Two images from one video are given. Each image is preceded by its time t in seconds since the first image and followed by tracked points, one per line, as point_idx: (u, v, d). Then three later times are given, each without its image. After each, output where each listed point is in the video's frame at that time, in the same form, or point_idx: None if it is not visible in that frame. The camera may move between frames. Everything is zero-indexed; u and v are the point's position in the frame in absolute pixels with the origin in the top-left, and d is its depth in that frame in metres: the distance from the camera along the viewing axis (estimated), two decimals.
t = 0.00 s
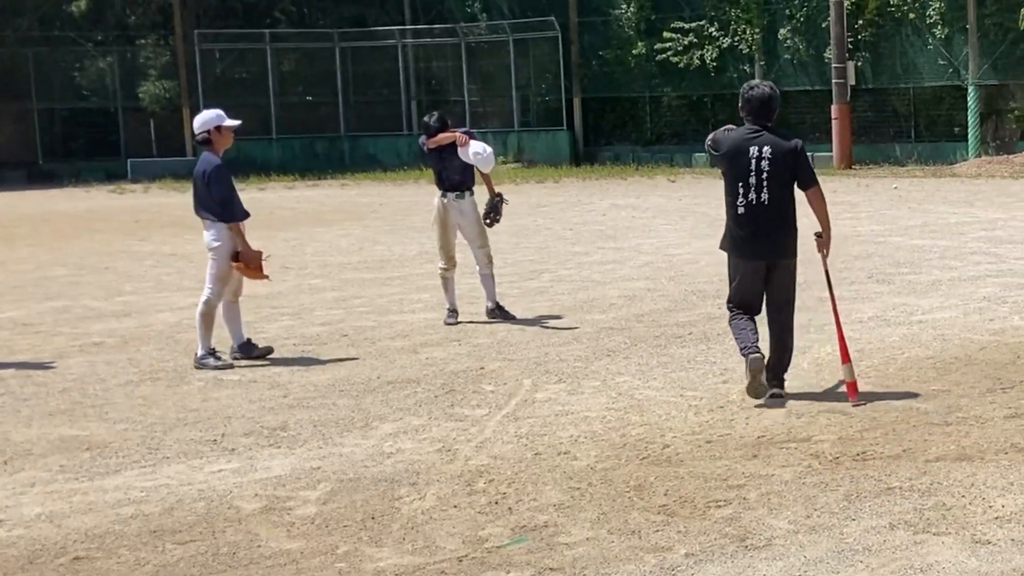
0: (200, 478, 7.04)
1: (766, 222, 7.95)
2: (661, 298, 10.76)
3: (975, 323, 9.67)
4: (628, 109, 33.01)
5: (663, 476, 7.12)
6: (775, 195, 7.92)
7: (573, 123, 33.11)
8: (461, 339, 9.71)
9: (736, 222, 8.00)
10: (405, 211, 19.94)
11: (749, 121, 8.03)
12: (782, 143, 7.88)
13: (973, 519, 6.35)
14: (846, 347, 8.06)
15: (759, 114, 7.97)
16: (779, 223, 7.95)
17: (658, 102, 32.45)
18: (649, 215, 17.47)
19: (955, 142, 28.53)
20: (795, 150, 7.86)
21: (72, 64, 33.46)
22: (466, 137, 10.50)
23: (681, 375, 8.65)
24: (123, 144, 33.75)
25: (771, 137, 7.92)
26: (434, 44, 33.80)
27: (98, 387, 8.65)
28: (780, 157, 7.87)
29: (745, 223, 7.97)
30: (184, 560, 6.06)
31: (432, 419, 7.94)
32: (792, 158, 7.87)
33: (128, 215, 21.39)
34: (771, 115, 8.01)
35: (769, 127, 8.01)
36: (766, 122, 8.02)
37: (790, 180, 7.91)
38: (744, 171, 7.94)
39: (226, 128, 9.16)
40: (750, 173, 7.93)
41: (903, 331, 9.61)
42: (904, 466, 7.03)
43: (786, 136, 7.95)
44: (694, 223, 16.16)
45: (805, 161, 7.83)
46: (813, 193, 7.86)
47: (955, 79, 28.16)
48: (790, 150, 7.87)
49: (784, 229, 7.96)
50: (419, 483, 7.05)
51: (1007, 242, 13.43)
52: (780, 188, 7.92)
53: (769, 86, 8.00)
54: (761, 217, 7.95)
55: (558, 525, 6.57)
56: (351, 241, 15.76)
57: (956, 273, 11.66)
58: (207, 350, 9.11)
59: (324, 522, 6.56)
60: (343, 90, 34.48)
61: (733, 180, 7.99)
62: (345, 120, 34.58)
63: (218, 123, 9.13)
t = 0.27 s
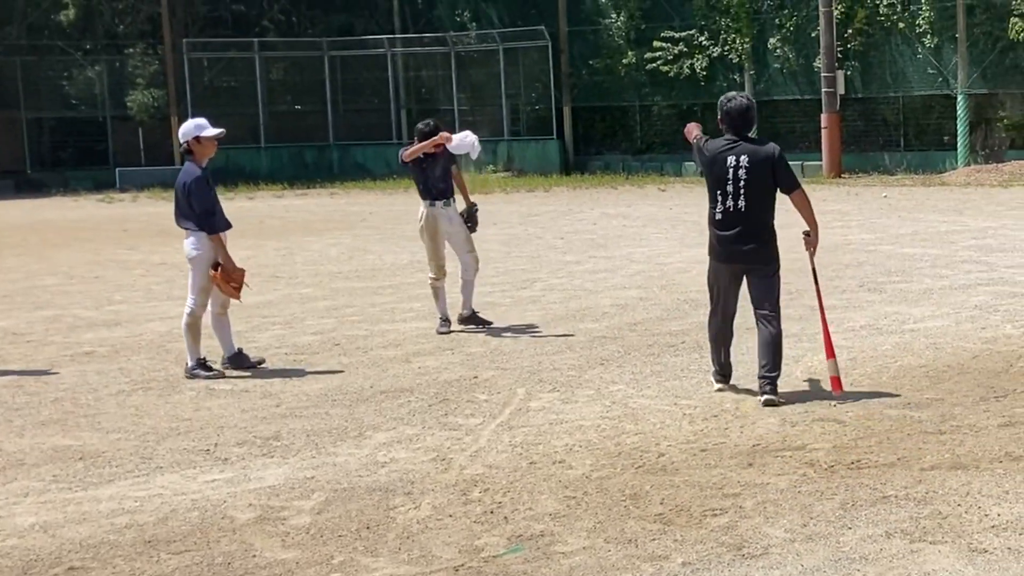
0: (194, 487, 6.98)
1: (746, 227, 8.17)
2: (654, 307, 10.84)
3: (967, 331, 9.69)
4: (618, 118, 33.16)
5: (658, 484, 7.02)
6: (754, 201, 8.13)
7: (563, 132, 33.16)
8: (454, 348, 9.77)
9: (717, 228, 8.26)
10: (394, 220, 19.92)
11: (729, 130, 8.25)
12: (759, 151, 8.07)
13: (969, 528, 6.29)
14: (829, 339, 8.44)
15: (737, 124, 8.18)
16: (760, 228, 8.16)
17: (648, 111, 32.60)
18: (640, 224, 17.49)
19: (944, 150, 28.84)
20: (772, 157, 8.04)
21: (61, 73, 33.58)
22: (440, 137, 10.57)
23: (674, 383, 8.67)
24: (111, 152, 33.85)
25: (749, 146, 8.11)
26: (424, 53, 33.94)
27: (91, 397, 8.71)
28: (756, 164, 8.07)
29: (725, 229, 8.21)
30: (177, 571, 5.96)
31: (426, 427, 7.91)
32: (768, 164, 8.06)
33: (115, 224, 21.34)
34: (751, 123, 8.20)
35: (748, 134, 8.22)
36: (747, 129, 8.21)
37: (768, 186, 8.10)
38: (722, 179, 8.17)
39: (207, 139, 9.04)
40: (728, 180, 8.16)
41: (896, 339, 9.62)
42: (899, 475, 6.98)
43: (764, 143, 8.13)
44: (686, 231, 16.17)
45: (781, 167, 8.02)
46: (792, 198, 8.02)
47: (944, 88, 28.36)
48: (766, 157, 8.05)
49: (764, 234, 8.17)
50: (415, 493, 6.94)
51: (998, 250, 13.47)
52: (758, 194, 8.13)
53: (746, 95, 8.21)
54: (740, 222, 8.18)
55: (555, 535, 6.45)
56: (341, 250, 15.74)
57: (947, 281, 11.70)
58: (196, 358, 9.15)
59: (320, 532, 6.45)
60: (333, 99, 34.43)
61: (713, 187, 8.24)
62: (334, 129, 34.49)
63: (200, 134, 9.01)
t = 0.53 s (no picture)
0: (193, 496, 6.91)
1: (725, 229, 8.41)
2: (652, 315, 10.91)
3: (966, 339, 9.70)
4: (615, 127, 33.32)
5: (660, 492, 6.84)
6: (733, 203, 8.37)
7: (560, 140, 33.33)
8: (454, 356, 9.82)
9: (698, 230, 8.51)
10: (390, 229, 19.92)
11: (712, 134, 8.52)
12: (738, 154, 8.32)
13: (970, 536, 6.10)
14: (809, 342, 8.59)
15: (719, 128, 8.46)
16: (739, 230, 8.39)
17: (645, 120, 32.76)
18: (637, 232, 17.51)
19: (940, 158, 29.03)
20: (750, 159, 8.29)
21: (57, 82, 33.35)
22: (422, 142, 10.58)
23: (674, 391, 8.67)
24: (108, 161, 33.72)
25: (730, 149, 8.38)
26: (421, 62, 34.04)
27: (90, 405, 8.76)
28: (735, 167, 8.33)
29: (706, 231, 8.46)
30: None
31: (427, 436, 7.86)
32: (746, 167, 8.30)
33: (111, 232, 21.32)
34: (733, 128, 8.47)
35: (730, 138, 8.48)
36: (729, 134, 8.48)
37: (747, 189, 8.34)
38: (703, 181, 8.43)
39: (201, 149, 9.03)
40: (709, 182, 8.42)
41: (894, 347, 9.63)
42: (900, 482, 6.82)
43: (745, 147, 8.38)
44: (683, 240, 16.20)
45: (758, 170, 8.25)
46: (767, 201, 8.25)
47: (941, 96, 28.43)
48: (745, 159, 8.30)
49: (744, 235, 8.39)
50: (414, 501, 6.79)
51: (996, 258, 13.49)
52: (737, 197, 8.36)
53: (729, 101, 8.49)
54: (719, 223, 8.42)
55: (556, 541, 6.23)
56: (339, 258, 15.74)
57: (945, 289, 11.73)
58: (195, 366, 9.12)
59: (320, 540, 6.28)
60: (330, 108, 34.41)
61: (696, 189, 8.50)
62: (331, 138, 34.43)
63: (195, 143, 9.00)
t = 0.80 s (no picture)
0: (197, 504, 6.90)
1: (721, 238, 8.60)
2: (654, 322, 10.92)
3: (968, 346, 9.69)
4: (616, 134, 33.26)
5: (663, 499, 6.84)
6: (731, 213, 8.55)
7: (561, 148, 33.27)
8: (456, 364, 9.82)
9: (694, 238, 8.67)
10: (392, 235, 19.91)
11: (711, 145, 8.69)
12: (739, 166, 8.51)
13: (975, 543, 6.09)
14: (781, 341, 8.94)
15: (720, 140, 8.63)
16: (734, 239, 8.59)
17: (646, 127, 32.72)
18: (639, 239, 17.50)
19: (942, 165, 28.94)
20: (750, 172, 8.48)
21: (60, 89, 33.52)
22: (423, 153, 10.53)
23: (677, 399, 8.67)
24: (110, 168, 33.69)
25: (730, 161, 8.56)
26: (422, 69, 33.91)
27: (92, 413, 8.75)
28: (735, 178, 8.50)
29: (702, 239, 8.62)
30: None
31: (430, 444, 7.86)
32: (746, 180, 8.49)
33: (113, 239, 21.30)
34: (732, 140, 8.65)
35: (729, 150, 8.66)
36: (729, 146, 8.66)
37: (745, 200, 8.53)
38: (702, 190, 8.60)
39: (201, 156, 9.02)
40: (708, 192, 8.58)
41: (896, 354, 9.61)
42: (903, 489, 6.81)
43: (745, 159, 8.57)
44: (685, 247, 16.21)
45: (757, 184, 8.45)
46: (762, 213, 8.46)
47: (943, 102, 28.48)
48: (745, 172, 8.49)
49: (739, 245, 8.60)
50: (418, 509, 6.78)
51: (997, 265, 13.49)
52: (736, 207, 8.55)
53: (730, 114, 8.67)
54: (716, 232, 8.60)
55: (560, 549, 6.22)
56: (342, 265, 15.74)
57: (947, 296, 11.73)
58: (199, 375, 9.15)
59: (323, 548, 6.26)
60: (332, 116, 34.33)
61: (694, 198, 8.65)
62: (333, 145, 34.40)
63: (195, 151, 8.98)
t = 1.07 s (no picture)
0: (206, 510, 6.92)
1: (728, 237, 8.87)
2: (662, 328, 10.94)
3: (976, 351, 9.69)
4: (624, 140, 33.28)
5: (671, 504, 6.84)
6: (740, 213, 8.83)
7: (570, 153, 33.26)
8: (465, 369, 9.84)
9: (702, 236, 8.88)
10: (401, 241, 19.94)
11: (717, 147, 8.96)
12: (749, 168, 8.82)
13: (984, 549, 6.09)
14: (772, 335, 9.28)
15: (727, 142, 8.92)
16: (740, 238, 8.88)
17: (654, 133, 32.73)
18: (648, 245, 17.51)
19: (950, 170, 28.89)
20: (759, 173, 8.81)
21: (69, 96, 33.45)
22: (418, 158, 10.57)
23: (685, 404, 8.68)
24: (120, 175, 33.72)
25: (739, 162, 8.86)
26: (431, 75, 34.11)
27: (102, 418, 8.78)
28: (745, 179, 8.79)
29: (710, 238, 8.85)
30: None
31: (439, 449, 7.87)
32: (755, 181, 8.81)
33: (123, 246, 21.34)
34: (737, 143, 8.96)
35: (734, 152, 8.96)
36: (733, 148, 8.96)
37: (752, 201, 8.84)
38: (712, 190, 8.82)
39: (208, 163, 9.06)
40: (718, 192, 8.82)
41: (904, 359, 9.61)
42: (911, 495, 6.82)
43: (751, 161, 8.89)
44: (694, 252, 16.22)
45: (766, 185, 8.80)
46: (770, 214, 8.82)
47: (949, 108, 28.49)
48: (754, 174, 8.81)
49: (744, 244, 8.90)
50: (427, 514, 6.79)
51: (1005, 270, 13.48)
52: (744, 208, 8.84)
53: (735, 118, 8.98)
54: (724, 231, 8.85)
55: (568, 555, 6.23)
56: (351, 271, 15.77)
57: (955, 301, 11.72)
58: (208, 381, 9.14)
59: (332, 553, 6.28)
60: (341, 121, 34.35)
61: (702, 196, 8.86)
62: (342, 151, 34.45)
63: (202, 158, 9.04)
